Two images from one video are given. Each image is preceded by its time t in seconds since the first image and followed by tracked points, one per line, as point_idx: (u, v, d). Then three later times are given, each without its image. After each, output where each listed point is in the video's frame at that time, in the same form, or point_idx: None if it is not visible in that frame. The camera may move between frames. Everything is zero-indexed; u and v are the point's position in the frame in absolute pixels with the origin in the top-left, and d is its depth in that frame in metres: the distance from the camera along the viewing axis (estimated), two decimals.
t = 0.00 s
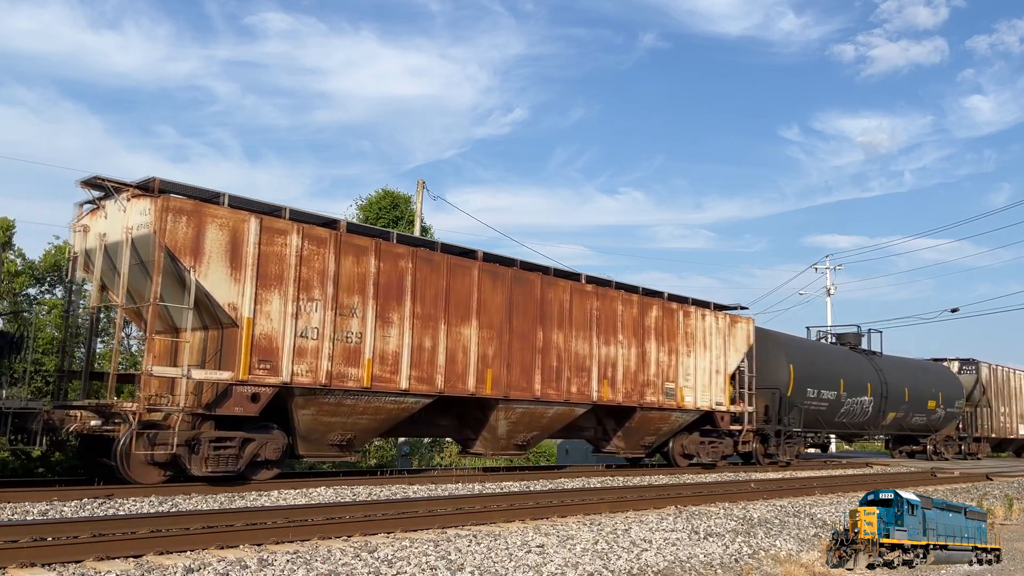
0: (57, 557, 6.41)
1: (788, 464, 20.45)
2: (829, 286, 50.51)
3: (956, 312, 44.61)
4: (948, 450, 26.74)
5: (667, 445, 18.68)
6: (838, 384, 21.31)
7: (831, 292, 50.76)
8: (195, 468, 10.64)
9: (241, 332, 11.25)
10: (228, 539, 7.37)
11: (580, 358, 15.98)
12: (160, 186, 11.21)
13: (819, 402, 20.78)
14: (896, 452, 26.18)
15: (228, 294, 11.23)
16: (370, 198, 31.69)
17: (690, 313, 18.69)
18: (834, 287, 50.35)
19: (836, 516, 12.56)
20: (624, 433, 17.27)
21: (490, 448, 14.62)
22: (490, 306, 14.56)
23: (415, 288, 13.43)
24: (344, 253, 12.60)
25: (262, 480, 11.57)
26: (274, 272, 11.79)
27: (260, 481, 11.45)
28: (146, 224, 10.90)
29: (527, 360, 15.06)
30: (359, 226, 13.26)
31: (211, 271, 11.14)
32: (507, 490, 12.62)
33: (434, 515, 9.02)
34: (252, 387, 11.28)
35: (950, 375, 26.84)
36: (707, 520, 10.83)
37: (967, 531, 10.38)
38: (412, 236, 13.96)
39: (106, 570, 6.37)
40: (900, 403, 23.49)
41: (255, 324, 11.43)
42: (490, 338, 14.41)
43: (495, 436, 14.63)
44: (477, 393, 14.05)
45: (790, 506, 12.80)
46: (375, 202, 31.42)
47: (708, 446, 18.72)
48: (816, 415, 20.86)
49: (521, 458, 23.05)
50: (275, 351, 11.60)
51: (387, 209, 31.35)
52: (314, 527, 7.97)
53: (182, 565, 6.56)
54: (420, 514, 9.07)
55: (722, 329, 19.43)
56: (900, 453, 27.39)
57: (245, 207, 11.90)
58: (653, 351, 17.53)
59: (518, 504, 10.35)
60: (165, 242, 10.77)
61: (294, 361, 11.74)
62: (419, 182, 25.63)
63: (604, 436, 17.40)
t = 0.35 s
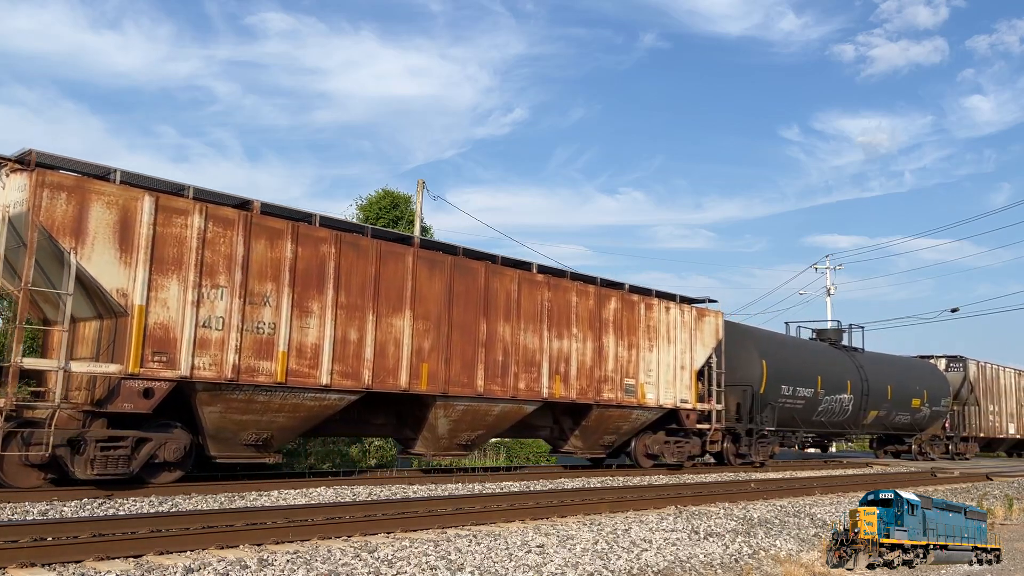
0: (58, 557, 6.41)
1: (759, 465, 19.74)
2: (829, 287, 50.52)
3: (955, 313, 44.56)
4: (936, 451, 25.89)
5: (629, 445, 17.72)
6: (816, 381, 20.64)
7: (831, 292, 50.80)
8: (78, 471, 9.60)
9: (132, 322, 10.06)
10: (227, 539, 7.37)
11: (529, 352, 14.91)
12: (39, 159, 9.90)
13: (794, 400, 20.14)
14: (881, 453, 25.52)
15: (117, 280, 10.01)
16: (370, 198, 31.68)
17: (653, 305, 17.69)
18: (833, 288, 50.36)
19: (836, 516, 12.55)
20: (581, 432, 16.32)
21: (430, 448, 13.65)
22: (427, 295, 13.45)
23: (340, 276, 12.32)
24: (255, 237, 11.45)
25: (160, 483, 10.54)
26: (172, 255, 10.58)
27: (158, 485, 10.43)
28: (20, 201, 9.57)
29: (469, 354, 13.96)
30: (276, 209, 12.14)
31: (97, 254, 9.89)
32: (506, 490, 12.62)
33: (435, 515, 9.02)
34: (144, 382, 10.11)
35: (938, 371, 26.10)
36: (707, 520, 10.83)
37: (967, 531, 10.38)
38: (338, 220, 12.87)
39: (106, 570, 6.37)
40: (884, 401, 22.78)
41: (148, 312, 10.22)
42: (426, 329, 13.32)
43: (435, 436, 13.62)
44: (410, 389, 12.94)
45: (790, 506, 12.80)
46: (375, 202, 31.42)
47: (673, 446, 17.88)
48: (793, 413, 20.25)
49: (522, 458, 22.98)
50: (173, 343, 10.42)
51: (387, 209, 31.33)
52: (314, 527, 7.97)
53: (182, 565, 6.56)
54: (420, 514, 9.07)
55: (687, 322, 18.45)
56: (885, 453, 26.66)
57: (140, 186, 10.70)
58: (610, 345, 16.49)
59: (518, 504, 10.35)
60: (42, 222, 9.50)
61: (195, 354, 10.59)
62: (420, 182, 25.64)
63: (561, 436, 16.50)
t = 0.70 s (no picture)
0: (58, 557, 6.41)
1: (728, 467, 19.07)
2: (829, 287, 50.57)
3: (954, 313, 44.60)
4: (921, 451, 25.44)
5: (588, 445, 16.93)
6: (791, 378, 20.13)
7: (831, 292, 50.82)
8: None
9: None
10: (227, 539, 7.36)
11: (471, 345, 14.14)
12: None
13: (768, 397, 19.56)
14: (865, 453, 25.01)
15: None
16: (370, 198, 31.68)
17: (609, 297, 16.94)
18: (833, 288, 50.40)
19: (836, 516, 12.55)
20: (533, 431, 15.55)
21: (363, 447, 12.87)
22: (352, 284, 12.56)
23: (251, 262, 11.40)
24: (150, 217, 10.43)
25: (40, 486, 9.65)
26: (48, 236, 9.50)
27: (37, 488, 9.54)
28: None
29: (401, 347, 13.09)
30: (178, 188, 11.17)
31: None
32: (506, 490, 12.62)
33: (434, 515, 9.02)
34: (14, 375, 9.08)
35: (922, 369, 25.70)
36: (707, 520, 10.83)
37: (967, 531, 10.38)
38: (252, 201, 11.93)
39: (106, 570, 6.37)
40: (864, 399, 22.36)
41: (19, 298, 9.19)
42: (351, 321, 12.44)
43: (366, 435, 12.80)
44: (333, 384, 12.07)
45: (791, 506, 12.80)
46: (375, 202, 31.43)
47: (635, 447, 17.07)
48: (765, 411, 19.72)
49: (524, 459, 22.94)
50: (49, 332, 9.38)
51: (387, 209, 31.32)
52: (314, 527, 7.97)
53: (182, 565, 6.56)
54: (420, 514, 9.07)
55: (649, 315, 17.77)
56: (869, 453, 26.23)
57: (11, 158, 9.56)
58: (559, 339, 15.72)
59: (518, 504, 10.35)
60: None
61: (77, 344, 9.57)
62: (420, 181, 25.65)
63: (513, 436, 15.71)
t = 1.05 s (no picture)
0: (57, 557, 6.41)
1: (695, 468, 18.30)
2: (829, 288, 50.63)
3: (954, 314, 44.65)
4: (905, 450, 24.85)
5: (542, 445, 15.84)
6: (765, 375, 19.52)
7: (831, 292, 50.79)
8: None
9: None
10: (227, 539, 7.36)
11: (405, 338, 12.95)
12: None
13: (739, 394, 18.97)
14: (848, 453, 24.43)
15: None
16: (371, 198, 31.70)
17: (565, 288, 15.87)
18: (833, 288, 50.46)
19: (836, 516, 12.55)
20: (480, 430, 14.48)
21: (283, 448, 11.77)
22: (266, 270, 11.34)
23: (145, 244, 10.15)
24: (22, 191, 9.18)
25: None
26: None
27: None
28: None
29: (323, 340, 11.88)
30: (60, 162, 9.94)
31: None
32: (506, 490, 12.63)
33: (434, 515, 9.01)
34: None
35: (906, 367, 25.16)
36: (707, 520, 10.83)
37: (967, 531, 10.38)
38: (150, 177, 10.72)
39: (106, 570, 6.37)
40: (844, 397, 21.81)
41: None
42: (264, 310, 11.25)
43: (286, 435, 11.66)
44: (241, 380, 10.86)
45: (791, 506, 12.80)
46: (375, 202, 31.44)
47: (592, 447, 16.10)
48: (737, 409, 19.12)
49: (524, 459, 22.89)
50: None
51: (387, 208, 31.33)
52: (314, 527, 7.97)
53: (182, 565, 6.56)
54: (420, 514, 9.07)
55: (607, 308, 16.77)
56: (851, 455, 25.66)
57: None
58: (506, 332, 14.58)
59: (518, 504, 10.35)
60: None
61: None
62: (420, 181, 25.66)
63: (459, 435, 14.67)
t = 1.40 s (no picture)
0: (57, 557, 6.41)
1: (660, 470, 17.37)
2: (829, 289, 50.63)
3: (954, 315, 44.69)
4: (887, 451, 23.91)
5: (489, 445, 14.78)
6: (736, 371, 18.54)
7: (831, 292, 50.82)
8: None
9: None
10: (227, 539, 7.36)
11: (326, 331, 11.96)
12: None
13: (708, 392, 17.97)
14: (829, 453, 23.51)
15: None
16: (370, 197, 31.69)
17: (512, 278, 14.83)
18: (833, 289, 50.47)
19: (836, 516, 12.55)
20: (418, 430, 13.50)
21: (191, 448, 10.85)
22: (162, 254, 10.34)
23: (15, 222, 9.17)
24: None
25: None
26: None
27: None
28: None
29: (230, 331, 10.88)
30: None
31: None
32: (506, 490, 12.62)
33: (434, 515, 9.01)
34: None
35: (891, 364, 24.20)
36: (707, 520, 10.83)
37: (967, 531, 10.38)
38: (29, 151, 9.74)
39: (106, 570, 6.37)
40: (822, 395, 20.86)
41: None
42: (159, 298, 10.24)
43: (191, 434, 10.71)
44: (130, 374, 9.86)
45: (791, 506, 12.80)
46: (375, 202, 31.43)
47: (543, 447, 15.14)
48: (706, 407, 18.15)
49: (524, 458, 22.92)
50: None
51: (387, 208, 31.33)
52: (314, 527, 7.97)
53: (182, 565, 6.55)
54: (420, 514, 9.07)
55: (561, 299, 15.77)
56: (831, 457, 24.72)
57: None
58: (443, 324, 13.54)
59: (518, 504, 10.35)
60: None
61: None
62: (420, 181, 25.65)
63: (397, 435, 13.67)
